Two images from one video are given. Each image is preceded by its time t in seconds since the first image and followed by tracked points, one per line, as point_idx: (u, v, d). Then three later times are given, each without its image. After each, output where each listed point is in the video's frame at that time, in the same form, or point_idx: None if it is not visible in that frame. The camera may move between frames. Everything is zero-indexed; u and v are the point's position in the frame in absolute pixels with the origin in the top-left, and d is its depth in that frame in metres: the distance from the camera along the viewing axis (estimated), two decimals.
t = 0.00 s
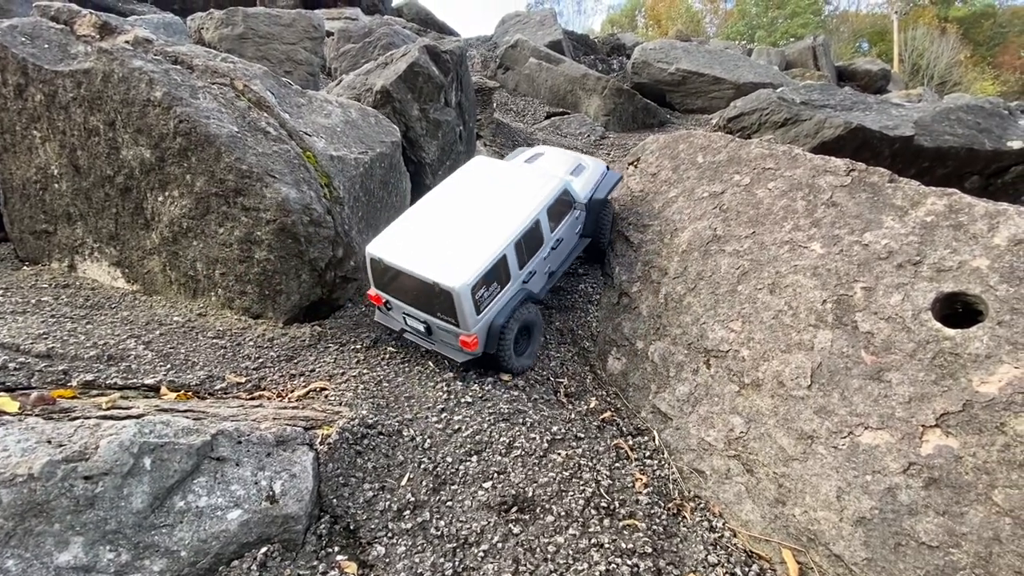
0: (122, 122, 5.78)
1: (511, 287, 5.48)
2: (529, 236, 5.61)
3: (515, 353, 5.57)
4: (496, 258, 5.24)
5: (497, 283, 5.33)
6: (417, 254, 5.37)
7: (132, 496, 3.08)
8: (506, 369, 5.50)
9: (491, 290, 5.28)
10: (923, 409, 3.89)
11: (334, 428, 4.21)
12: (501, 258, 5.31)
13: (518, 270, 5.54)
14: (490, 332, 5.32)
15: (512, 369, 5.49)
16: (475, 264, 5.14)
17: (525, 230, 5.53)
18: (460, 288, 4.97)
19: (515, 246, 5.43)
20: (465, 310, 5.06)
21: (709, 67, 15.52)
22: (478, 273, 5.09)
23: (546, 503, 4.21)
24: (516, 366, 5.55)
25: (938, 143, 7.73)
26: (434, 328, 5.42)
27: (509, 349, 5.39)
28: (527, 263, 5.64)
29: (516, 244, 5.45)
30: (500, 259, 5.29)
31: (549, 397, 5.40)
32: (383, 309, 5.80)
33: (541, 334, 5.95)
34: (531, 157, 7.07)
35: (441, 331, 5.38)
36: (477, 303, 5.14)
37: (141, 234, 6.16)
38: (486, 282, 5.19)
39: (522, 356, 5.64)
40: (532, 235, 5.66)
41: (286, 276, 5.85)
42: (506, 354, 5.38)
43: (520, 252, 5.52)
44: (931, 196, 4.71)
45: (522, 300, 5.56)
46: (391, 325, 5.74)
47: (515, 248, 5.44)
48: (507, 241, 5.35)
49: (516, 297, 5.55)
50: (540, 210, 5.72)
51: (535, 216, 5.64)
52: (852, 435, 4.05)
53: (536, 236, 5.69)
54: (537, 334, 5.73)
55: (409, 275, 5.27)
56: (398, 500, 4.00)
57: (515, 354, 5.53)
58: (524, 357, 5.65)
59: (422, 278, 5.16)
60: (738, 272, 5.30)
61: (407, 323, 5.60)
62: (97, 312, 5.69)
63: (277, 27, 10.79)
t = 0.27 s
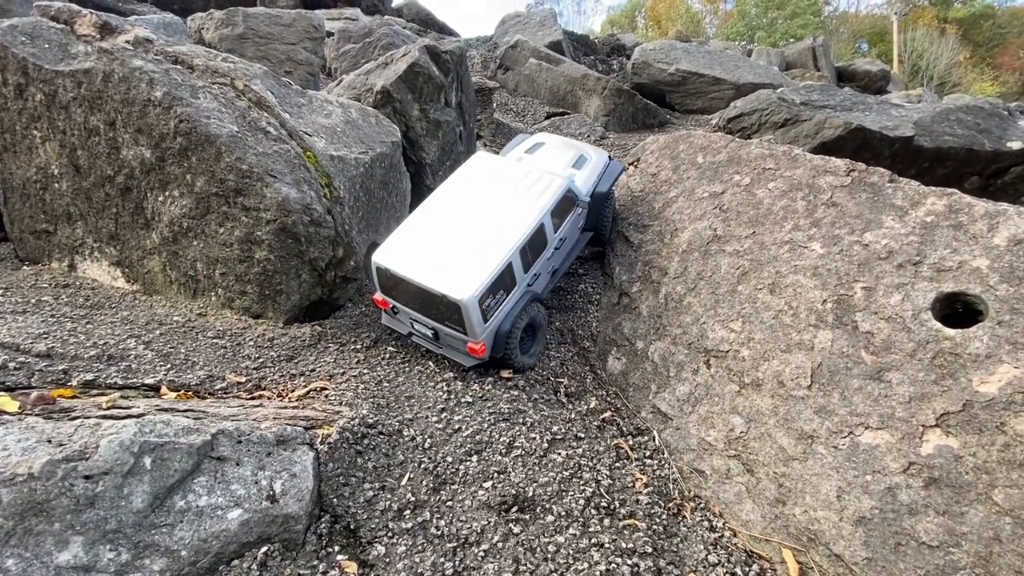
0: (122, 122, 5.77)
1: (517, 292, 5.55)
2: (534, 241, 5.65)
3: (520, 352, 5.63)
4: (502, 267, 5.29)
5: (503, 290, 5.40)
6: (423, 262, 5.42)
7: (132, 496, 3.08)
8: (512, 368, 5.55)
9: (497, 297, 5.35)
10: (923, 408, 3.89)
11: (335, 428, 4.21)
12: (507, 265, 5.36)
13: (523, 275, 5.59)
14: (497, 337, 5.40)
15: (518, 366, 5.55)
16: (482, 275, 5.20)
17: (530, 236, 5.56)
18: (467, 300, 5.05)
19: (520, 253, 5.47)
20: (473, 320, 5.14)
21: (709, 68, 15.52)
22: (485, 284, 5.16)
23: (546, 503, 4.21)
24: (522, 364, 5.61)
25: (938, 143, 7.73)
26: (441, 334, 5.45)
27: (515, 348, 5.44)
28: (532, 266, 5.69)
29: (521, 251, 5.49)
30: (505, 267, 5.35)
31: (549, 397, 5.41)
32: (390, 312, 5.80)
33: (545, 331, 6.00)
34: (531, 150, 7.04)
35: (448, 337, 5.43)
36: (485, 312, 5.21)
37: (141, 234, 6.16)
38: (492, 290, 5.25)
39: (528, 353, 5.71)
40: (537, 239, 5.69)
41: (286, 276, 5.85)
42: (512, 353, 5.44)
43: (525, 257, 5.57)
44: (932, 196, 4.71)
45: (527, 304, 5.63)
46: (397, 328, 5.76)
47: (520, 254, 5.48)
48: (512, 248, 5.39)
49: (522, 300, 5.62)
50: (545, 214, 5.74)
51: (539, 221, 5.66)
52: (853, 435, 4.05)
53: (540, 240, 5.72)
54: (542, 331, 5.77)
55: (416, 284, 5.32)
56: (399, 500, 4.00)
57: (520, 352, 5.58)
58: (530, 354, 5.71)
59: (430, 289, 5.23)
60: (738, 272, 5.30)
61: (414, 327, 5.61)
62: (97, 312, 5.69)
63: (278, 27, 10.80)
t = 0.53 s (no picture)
0: (123, 121, 5.77)
1: (518, 287, 5.56)
2: (533, 235, 5.68)
3: (523, 350, 5.64)
4: (503, 262, 5.31)
5: (504, 285, 5.41)
6: (424, 259, 5.42)
7: (132, 493, 3.07)
8: (516, 366, 5.59)
9: (499, 292, 5.36)
10: (923, 407, 3.89)
11: (334, 426, 4.21)
12: (507, 260, 5.38)
13: (523, 269, 5.61)
14: (500, 332, 5.41)
15: (520, 364, 5.56)
16: (484, 269, 5.22)
17: (529, 230, 5.59)
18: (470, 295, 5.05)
19: (521, 247, 5.49)
20: (476, 315, 5.15)
21: (709, 68, 15.52)
22: (487, 279, 5.17)
23: (547, 502, 4.20)
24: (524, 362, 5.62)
25: (938, 143, 7.73)
26: (444, 331, 5.46)
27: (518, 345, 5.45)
28: (532, 261, 5.72)
29: (521, 245, 5.52)
30: (506, 262, 5.36)
31: (549, 396, 5.40)
32: (391, 312, 5.80)
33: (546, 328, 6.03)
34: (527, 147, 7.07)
35: (452, 334, 5.43)
36: (487, 307, 5.22)
37: (141, 233, 6.16)
38: (494, 285, 5.27)
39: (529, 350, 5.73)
40: (536, 234, 5.72)
41: (286, 274, 5.85)
42: (515, 349, 5.44)
43: (525, 252, 5.59)
44: (932, 195, 4.71)
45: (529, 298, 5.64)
46: (400, 327, 5.76)
47: (520, 249, 5.50)
48: (512, 243, 5.42)
49: (523, 295, 5.63)
50: (542, 208, 5.77)
51: (538, 215, 5.69)
52: (853, 433, 4.05)
53: (539, 235, 5.76)
54: (544, 329, 5.81)
55: (416, 280, 5.33)
56: (398, 498, 4.00)
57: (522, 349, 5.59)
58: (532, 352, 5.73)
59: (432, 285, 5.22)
60: (738, 271, 5.30)
61: (417, 325, 5.62)
62: (97, 311, 5.69)
63: (278, 26, 10.80)
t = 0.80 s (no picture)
0: (124, 121, 5.78)
1: (519, 276, 5.57)
2: (532, 224, 5.69)
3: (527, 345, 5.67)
4: (503, 248, 5.31)
5: (506, 273, 5.40)
6: (425, 251, 5.41)
7: (133, 494, 3.08)
8: (521, 363, 5.63)
9: (501, 280, 5.35)
10: (923, 408, 3.89)
11: (335, 427, 4.22)
12: (508, 248, 5.38)
13: (524, 259, 5.62)
14: (504, 321, 5.39)
15: (524, 359, 5.58)
16: (484, 256, 5.21)
17: (527, 219, 5.61)
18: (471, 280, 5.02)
19: (520, 235, 5.50)
20: (479, 302, 5.12)
21: (710, 68, 15.52)
22: (487, 265, 5.16)
23: (547, 502, 4.21)
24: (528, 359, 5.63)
25: (939, 144, 7.72)
26: (449, 323, 5.45)
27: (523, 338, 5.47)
28: (532, 250, 5.73)
29: (521, 233, 5.53)
30: (506, 249, 5.37)
31: (549, 397, 5.41)
32: (395, 310, 5.77)
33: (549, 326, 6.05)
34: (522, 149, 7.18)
35: (457, 325, 5.42)
36: (489, 294, 5.19)
37: (142, 233, 6.17)
38: (495, 272, 5.25)
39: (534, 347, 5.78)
40: (535, 223, 5.74)
41: (287, 275, 5.86)
42: (519, 342, 5.47)
43: (525, 240, 5.60)
44: (932, 196, 4.71)
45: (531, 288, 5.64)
46: (404, 324, 5.73)
47: (520, 237, 5.52)
48: (512, 230, 5.42)
49: (525, 285, 5.64)
50: (540, 198, 5.81)
51: (535, 204, 5.73)
52: (853, 435, 4.05)
53: (538, 224, 5.78)
54: (548, 326, 5.86)
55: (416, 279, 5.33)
56: (399, 499, 4.00)
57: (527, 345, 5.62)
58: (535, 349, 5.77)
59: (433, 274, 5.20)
60: (738, 272, 5.30)
61: (421, 320, 5.60)
62: (98, 311, 5.70)
63: (279, 27, 10.80)
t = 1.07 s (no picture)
0: (126, 121, 5.79)
1: (516, 267, 5.56)
2: (527, 215, 5.72)
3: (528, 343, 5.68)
4: (498, 236, 5.31)
5: (502, 262, 5.39)
6: (422, 244, 5.41)
7: (135, 492, 3.09)
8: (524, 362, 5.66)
9: (497, 269, 5.34)
10: (924, 408, 3.89)
11: (336, 426, 4.23)
12: (503, 237, 5.38)
13: (520, 250, 5.62)
14: (502, 311, 5.36)
15: (526, 357, 5.59)
16: (481, 244, 5.19)
17: (522, 209, 5.63)
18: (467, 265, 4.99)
19: (515, 224, 5.52)
20: (475, 288, 5.08)
21: (711, 68, 15.52)
22: (483, 252, 5.14)
23: (547, 502, 4.21)
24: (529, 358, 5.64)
25: (939, 144, 7.72)
26: (449, 317, 5.43)
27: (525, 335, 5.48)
28: (529, 243, 5.74)
29: (516, 223, 5.54)
30: (502, 238, 5.37)
31: (550, 396, 5.41)
32: (397, 309, 5.81)
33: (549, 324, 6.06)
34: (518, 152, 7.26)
35: (456, 318, 5.39)
36: (486, 281, 5.17)
37: (143, 232, 6.18)
38: (491, 260, 5.24)
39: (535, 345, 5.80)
40: (530, 214, 5.76)
41: (288, 274, 5.87)
42: (521, 340, 5.47)
43: (521, 231, 5.61)
44: (933, 197, 4.71)
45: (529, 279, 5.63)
46: (406, 322, 5.75)
47: (515, 226, 5.53)
48: (506, 220, 5.44)
49: (522, 277, 5.63)
50: (534, 190, 5.85)
51: (530, 196, 5.77)
52: (853, 435, 4.05)
53: (533, 216, 5.81)
54: (548, 324, 5.88)
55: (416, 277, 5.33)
56: (399, 498, 4.00)
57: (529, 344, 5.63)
58: (535, 348, 5.78)
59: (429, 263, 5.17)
60: (739, 272, 5.31)
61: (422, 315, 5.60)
62: (99, 310, 5.70)
63: (280, 27, 10.82)
